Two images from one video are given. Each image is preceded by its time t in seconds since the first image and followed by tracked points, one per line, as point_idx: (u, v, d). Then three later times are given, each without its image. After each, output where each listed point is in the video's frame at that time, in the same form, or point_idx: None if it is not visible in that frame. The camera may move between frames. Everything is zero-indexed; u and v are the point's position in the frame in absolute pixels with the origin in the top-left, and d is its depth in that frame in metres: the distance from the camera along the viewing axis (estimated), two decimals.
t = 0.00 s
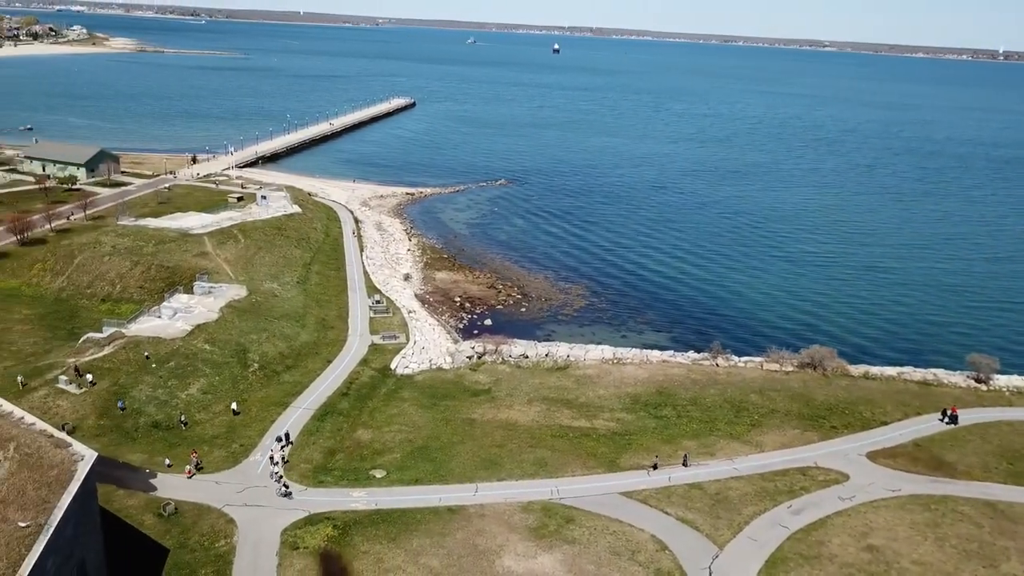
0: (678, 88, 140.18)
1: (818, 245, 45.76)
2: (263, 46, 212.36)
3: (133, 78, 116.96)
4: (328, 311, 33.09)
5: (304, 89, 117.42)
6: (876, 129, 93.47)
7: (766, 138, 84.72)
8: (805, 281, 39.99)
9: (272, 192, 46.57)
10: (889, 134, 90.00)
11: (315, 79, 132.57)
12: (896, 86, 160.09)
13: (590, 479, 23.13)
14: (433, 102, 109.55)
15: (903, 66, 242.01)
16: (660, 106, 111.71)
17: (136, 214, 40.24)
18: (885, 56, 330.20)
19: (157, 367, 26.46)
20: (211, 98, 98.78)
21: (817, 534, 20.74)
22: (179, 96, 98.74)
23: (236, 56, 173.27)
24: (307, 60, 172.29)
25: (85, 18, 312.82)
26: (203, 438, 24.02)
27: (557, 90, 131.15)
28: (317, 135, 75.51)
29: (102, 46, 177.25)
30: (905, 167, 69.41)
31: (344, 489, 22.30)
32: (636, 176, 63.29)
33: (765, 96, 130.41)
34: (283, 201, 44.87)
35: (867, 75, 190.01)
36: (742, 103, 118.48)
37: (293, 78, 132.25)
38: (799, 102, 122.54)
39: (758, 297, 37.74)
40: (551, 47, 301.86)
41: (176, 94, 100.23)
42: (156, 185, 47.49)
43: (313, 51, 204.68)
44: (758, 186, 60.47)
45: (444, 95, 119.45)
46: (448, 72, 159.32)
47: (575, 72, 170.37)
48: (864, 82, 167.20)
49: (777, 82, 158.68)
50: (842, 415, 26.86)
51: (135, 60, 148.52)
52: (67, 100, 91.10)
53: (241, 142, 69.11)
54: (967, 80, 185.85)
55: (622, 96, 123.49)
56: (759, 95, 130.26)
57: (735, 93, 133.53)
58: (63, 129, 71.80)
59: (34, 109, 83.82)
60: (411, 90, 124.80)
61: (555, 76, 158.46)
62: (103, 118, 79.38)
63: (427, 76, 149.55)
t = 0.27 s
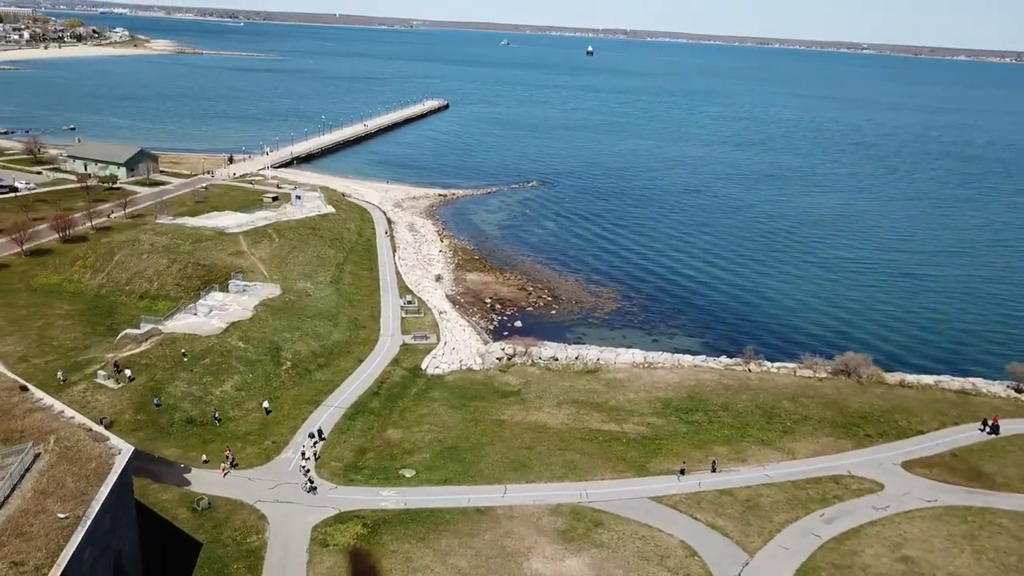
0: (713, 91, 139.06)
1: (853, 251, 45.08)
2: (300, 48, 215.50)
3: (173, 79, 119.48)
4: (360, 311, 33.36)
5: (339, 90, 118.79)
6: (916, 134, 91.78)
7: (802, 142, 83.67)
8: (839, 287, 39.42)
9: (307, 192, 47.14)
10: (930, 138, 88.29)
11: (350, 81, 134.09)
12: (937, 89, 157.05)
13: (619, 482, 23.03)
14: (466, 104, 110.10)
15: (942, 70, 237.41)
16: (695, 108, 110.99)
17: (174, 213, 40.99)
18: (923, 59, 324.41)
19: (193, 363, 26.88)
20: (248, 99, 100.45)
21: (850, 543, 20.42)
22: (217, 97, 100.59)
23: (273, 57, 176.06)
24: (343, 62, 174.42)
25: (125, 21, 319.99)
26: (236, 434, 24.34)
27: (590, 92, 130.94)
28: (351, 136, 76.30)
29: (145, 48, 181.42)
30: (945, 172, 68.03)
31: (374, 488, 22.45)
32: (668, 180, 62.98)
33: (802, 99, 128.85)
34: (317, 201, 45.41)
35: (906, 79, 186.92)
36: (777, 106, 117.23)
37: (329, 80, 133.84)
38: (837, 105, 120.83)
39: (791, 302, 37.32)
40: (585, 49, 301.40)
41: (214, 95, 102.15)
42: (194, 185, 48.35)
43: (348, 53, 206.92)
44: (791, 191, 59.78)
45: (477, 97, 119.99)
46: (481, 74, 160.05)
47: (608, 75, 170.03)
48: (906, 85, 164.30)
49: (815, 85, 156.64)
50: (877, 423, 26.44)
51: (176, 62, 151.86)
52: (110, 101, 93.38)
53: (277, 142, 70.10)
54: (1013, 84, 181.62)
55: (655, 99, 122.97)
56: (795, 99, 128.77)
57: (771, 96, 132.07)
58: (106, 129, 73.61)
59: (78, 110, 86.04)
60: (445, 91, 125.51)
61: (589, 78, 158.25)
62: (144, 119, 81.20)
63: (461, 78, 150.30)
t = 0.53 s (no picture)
0: (752, 94, 137.60)
1: (893, 257, 44.25)
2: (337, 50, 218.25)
3: (216, 81, 121.93)
4: (395, 311, 33.60)
5: (376, 92, 120.03)
6: (962, 139, 89.72)
7: (843, 146, 82.35)
8: (878, 294, 38.76)
9: (344, 193, 47.65)
10: (976, 144, 86.27)
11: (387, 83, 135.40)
12: (985, 93, 153.42)
13: (651, 488, 22.88)
14: (502, 107, 110.46)
15: (989, 72, 231.59)
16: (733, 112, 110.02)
17: (215, 212, 41.74)
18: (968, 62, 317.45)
19: (231, 360, 27.29)
20: (287, 100, 102.03)
21: (887, 555, 20.03)
22: (257, 98, 102.28)
23: (311, 59, 178.65)
24: (380, 64, 176.22)
25: (167, 23, 326.91)
26: (272, 431, 24.65)
27: (626, 95, 130.49)
28: (387, 137, 76.98)
29: (188, 49, 185.61)
30: (991, 178, 66.40)
31: (406, 487, 22.58)
32: (703, 183, 62.52)
33: (843, 102, 126.87)
34: (354, 202, 45.90)
35: (953, 83, 183.04)
36: (817, 109, 115.71)
37: (367, 82, 135.28)
38: (879, 109, 118.69)
39: (828, 309, 36.77)
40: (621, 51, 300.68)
41: (255, 96, 103.99)
42: (234, 184, 49.16)
43: (386, 55, 208.84)
44: (829, 196, 58.88)
45: (512, 99, 120.37)
46: (518, 77, 160.52)
47: (646, 77, 169.29)
48: (953, 89, 160.65)
49: (857, 89, 154.03)
50: (917, 434, 25.93)
51: (218, 63, 154.92)
52: (154, 102, 95.60)
53: (315, 143, 71.03)
54: None
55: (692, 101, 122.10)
56: (837, 102, 126.86)
57: (811, 99, 130.24)
58: (150, 129, 75.32)
59: (124, 110, 88.21)
60: (481, 93, 126.06)
61: (626, 81, 157.72)
62: (186, 119, 82.94)
63: (498, 80, 150.83)
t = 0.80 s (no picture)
0: (790, 97, 135.96)
1: (931, 264, 43.41)
2: (372, 52, 220.29)
3: (254, 82, 123.92)
4: (427, 311, 33.78)
5: (410, 94, 120.89)
6: (1007, 144, 87.61)
7: (882, 150, 80.96)
8: (915, 301, 38.04)
9: (379, 194, 48.04)
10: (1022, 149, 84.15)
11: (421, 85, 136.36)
12: None
13: (681, 493, 22.70)
14: (536, 109, 110.56)
15: None
16: (770, 115, 108.85)
17: (251, 212, 42.35)
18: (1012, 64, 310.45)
19: (265, 357, 27.65)
20: (323, 102, 103.25)
21: (923, 567, 19.65)
22: (294, 99, 103.66)
23: (347, 61, 180.67)
24: (415, 66, 177.54)
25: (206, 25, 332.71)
26: (304, 429, 24.91)
27: (660, 97, 129.79)
28: (421, 138, 77.49)
29: (228, 52, 188.98)
30: None
31: (436, 487, 22.65)
32: (737, 187, 61.97)
33: (884, 106, 124.74)
34: (388, 202, 46.26)
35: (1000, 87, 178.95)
36: (855, 113, 113.90)
37: (403, 83, 136.38)
38: (921, 113, 116.44)
39: (864, 316, 36.20)
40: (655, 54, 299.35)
41: (291, 98, 105.43)
42: (271, 184, 49.85)
43: (421, 57, 210.23)
44: (866, 201, 57.96)
45: (546, 102, 120.45)
46: (553, 79, 160.61)
47: (682, 80, 168.25)
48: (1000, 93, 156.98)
49: (900, 92, 151.22)
50: (956, 444, 25.41)
51: (256, 65, 157.49)
52: (194, 103, 97.47)
53: (350, 144, 71.77)
54: None
55: (727, 104, 120.98)
56: (877, 106, 124.79)
57: (850, 103, 128.30)
58: (190, 130, 76.76)
59: (164, 111, 90.03)
60: (515, 95, 126.27)
61: (662, 83, 156.91)
62: (224, 120, 84.36)
63: (532, 82, 151.00)
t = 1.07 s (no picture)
0: (832, 100, 133.88)
1: (975, 272, 42.39)
2: (409, 54, 222.21)
3: (295, 84, 125.92)
4: (462, 312, 33.90)
5: (448, 95, 121.68)
6: None
7: (927, 156, 79.31)
8: (958, 310, 37.20)
9: (416, 195, 48.39)
10: None
11: (459, 86, 137.18)
12: None
13: (715, 500, 22.45)
14: (573, 111, 110.49)
15: None
16: (812, 119, 107.39)
17: (290, 212, 42.96)
18: None
19: (302, 355, 27.97)
20: (362, 103, 104.42)
21: None
22: (333, 101, 105.02)
23: (385, 63, 182.61)
24: (452, 68, 178.64)
25: (248, 27, 338.65)
26: (339, 427, 25.14)
27: (699, 100, 128.81)
28: (459, 140, 77.93)
29: (270, 54, 192.42)
30: None
31: (469, 488, 22.71)
32: (775, 191, 61.25)
33: (930, 110, 122.17)
34: (425, 204, 46.57)
35: None
36: (900, 117, 111.72)
37: (441, 85, 137.29)
38: (969, 118, 113.76)
39: (904, 324, 35.53)
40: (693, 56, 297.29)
41: (331, 99, 106.83)
42: (310, 184, 50.52)
43: (459, 59, 211.20)
44: (908, 206, 56.83)
45: (583, 104, 120.34)
46: (590, 81, 160.43)
47: (722, 83, 166.77)
48: None
49: (947, 96, 147.93)
50: (1000, 457, 24.80)
51: (298, 67, 160.08)
52: (237, 104, 99.31)
53: (388, 145, 72.46)
54: None
55: (767, 108, 119.60)
56: (923, 110, 122.28)
57: (895, 107, 125.89)
58: (232, 130, 78.22)
59: (208, 112, 91.88)
60: (553, 98, 126.32)
61: (701, 86, 155.70)
62: (265, 120, 85.80)
63: (570, 85, 150.91)
